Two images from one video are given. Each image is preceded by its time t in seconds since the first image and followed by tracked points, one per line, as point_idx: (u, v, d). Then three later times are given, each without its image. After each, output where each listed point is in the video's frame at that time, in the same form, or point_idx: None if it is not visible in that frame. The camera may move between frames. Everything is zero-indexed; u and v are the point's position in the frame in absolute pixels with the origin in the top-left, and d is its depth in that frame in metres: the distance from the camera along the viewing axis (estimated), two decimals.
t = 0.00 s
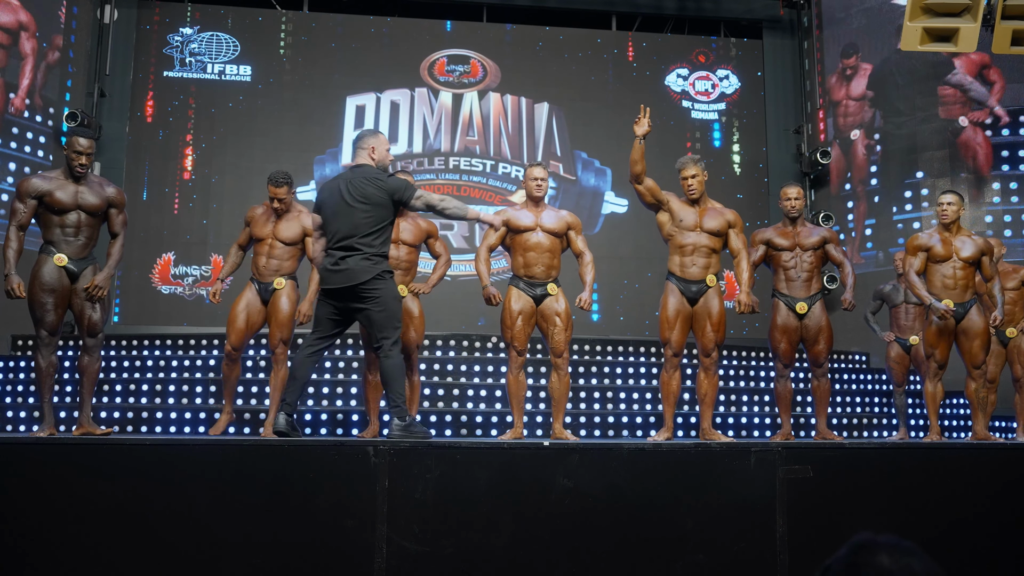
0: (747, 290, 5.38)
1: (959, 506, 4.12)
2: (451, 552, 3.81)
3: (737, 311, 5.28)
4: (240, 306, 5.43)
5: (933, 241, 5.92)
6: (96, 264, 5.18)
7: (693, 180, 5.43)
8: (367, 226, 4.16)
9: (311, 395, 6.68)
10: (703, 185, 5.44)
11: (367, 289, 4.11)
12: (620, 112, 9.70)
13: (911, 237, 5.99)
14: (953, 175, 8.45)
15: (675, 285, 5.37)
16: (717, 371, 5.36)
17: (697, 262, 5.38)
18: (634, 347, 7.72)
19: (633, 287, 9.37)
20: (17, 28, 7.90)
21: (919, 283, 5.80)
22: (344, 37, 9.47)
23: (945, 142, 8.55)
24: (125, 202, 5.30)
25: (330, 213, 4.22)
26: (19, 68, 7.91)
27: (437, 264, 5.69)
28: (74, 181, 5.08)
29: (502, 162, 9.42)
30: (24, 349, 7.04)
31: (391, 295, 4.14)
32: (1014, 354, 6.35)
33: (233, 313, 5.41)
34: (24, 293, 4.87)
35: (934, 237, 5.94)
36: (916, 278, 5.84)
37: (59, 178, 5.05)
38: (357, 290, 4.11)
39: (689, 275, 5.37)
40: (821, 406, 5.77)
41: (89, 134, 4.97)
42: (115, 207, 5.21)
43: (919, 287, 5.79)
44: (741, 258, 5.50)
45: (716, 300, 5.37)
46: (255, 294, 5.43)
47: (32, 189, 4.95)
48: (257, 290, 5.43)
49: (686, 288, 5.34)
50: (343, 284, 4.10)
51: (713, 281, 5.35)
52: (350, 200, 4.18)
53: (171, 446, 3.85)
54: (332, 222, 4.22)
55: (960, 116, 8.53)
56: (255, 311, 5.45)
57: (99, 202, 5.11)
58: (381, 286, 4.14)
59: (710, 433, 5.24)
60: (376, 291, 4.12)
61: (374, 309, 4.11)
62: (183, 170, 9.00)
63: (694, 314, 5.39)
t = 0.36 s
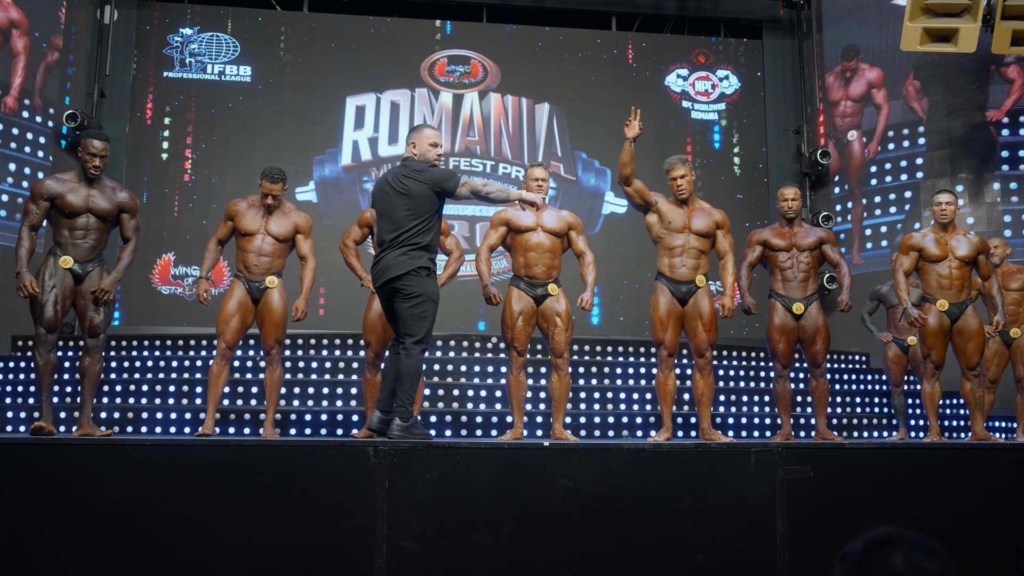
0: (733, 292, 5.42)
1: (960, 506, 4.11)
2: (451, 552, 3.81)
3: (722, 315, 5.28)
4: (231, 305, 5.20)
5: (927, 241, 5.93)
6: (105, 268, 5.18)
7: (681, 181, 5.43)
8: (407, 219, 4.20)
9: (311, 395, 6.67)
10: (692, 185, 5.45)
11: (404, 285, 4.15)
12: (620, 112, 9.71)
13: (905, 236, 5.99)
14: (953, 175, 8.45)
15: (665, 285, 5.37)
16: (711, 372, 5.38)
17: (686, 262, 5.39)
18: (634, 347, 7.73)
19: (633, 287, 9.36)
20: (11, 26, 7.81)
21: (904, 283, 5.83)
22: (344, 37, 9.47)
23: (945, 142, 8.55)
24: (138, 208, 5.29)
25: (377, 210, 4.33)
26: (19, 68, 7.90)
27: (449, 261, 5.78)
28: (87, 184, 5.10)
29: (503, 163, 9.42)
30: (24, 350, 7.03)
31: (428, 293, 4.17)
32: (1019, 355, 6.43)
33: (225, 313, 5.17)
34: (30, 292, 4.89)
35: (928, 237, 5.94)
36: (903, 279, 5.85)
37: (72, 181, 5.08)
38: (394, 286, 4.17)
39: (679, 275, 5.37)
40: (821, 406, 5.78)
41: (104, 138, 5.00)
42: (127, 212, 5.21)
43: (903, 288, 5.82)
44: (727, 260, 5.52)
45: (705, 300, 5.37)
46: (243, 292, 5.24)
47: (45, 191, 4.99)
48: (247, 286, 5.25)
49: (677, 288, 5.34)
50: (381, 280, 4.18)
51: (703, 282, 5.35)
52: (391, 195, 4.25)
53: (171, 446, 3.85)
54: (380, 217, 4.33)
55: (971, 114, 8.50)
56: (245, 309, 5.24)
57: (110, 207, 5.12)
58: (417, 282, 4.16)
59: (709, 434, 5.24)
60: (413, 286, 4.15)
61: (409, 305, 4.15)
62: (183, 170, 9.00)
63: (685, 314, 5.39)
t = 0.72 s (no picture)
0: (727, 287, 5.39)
1: (960, 507, 4.11)
2: (451, 552, 3.81)
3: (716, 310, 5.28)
4: (214, 303, 5.14)
5: (930, 242, 5.93)
6: (99, 266, 5.18)
7: (676, 178, 5.43)
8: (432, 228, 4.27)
9: (309, 395, 6.65)
10: (685, 185, 5.44)
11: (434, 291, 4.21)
12: (620, 112, 9.71)
13: (908, 239, 5.98)
14: (954, 174, 8.46)
15: (664, 285, 5.38)
16: (711, 372, 5.39)
17: (684, 262, 5.39)
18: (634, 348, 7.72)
19: (633, 287, 9.36)
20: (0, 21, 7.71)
21: (909, 288, 5.84)
22: (345, 37, 9.47)
23: (944, 142, 8.53)
24: (129, 204, 5.28)
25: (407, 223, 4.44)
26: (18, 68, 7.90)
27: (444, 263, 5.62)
28: (77, 182, 5.09)
29: (503, 162, 9.42)
30: (24, 349, 7.03)
31: (457, 296, 4.21)
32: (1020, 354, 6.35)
33: (210, 312, 5.12)
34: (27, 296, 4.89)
35: (931, 238, 5.95)
36: (908, 283, 5.86)
37: (63, 180, 5.06)
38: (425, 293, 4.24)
39: (677, 275, 5.38)
40: (818, 405, 5.77)
41: (94, 135, 4.99)
42: (118, 209, 5.20)
43: (908, 292, 5.84)
44: (724, 256, 5.52)
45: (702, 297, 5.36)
46: (225, 288, 5.19)
47: (36, 191, 4.96)
48: (228, 282, 5.20)
49: (675, 288, 5.34)
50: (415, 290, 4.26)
51: (701, 281, 5.35)
52: (417, 207, 4.36)
53: (170, 446, 3.85)
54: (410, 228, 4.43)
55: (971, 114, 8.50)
56: (227, 306, 5.19)
57: (102, 206, 5.11)
58: (446, 287, 4.21)
59: (710, 433, 5.25)
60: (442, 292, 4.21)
61: (444, 311, 4.20)
62: (183, 170, 9.00)
63: (685, 313, 5.40)
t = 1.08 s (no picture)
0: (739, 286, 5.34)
1: (960, 506, 4.11)
2: (452, 552, 3.81)
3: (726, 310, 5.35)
4: (210, 303, 5.14)
5: (936, 243, 5.92)
6: (92, 264, 5.18)
7: (683, 178, 5.45)
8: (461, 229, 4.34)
9: (309, 395, 6.66)
10: (690, 186, 5.44)
11: (463, 289, 4.29)
12: (620, 112, 9.70)
13: (911, 239, 5.99)
14: (954, 175, 8.49)
15: (671, 287, 5.41)
16: (716, 372, 5.39)
17: (691, 263, 5.39)
18: (634, 348, 7.70)
19: (633, 287, 9.36)
20: (8, 22, 7.77)
21: (913, 288, 5.81)
22: (345, 37, 9.47)
23: (938, 142, 8.58)
24: (118, 200, 5.29)
25: (429, 217, 4.46)
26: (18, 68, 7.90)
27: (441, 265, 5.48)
28: (66, 180, 5.08)
29: (503, 163, 9.43)
30: (24, 349, 7.03)
31: (485, 295, 4.30)
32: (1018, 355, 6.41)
33: (207, 312, 5.12)
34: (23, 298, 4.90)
35: (936, 239, 5.94)
36: (912, 284, 5.84)
37: (52, 178, 5.04)
38: (452, 290, 4.31)
39: (684, 276, 5.39)
40: (813, 407, 5.78)
41: (82, 132, 4.97)
42: (108, 206, 5.21)
43: (911, 292, 5.82)
44: (738, 255, 5.44)
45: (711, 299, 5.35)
46: (221, 287, 5.19)
47: (26, 190, 4.94)
48: (224, 282, 5.19)
49: (683, 290, 5.36)
50: (439, 285, 4.31)
51: (708, 282, 5.35)
52: (445, 204, 4.39)
53: (169, 446, 3.85)
54: (431, 226, 4.46)
55: (968, 116, 8.55)
56: (223, 305, 5.19)
57: (93, 202, 5.12)
58: (475, 285, 4.29)
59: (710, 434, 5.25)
60: (470, 290, 4.29)
61: (467, 308, 4.30)
62: (182, 170, 9.00)
63: (692, 314, 5.40)
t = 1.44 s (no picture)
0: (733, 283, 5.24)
1: (960, 506, 4.11)
2: (451, 552, 3.81)
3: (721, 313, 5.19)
4: (215, 303, 5.15)
5: (938, 242, 5.94)
6: (93, 262, 5.18)
7: (675, 181, 5.43)
8: (499, 230, 4.31)
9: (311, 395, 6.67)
10: (681, 187, 5.44)
11: (499, 290, 4.26)
12: (621, 112, 9.70)
13: (914, 238, 6.02)
14: (953, 174, 8.49)
15: (669, 289, 5.49)
16: (716, 373, 5.39)
17: (686, 264, 5.42)
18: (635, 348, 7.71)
19: (633, 287, 9.37)
20: (9, 24, 7.80)
21: (914, 285, 5.85)
22: (345, 37, 9.46)
23: (937, 142, 8.59)
24: (117, 196, 5.30)
25: (462, 215, 4.38)
26: (18, 68, 7.90)
27: (440, 261, 5.49)
28: (65, 177, 5.07)
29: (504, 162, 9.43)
30: (24, 349, 7.02)
31: (520, 297, 4.29)
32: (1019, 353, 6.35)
33: (211, 312, 5.13)
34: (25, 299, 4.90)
35: (939, 239, 5.95)
36: (914, 281, 5.88)
37: (51, 176, 5.03)
38: (489, 291, 4.27)
39: (679, 277, 5.44)
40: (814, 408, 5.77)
41: (81, 130, 4.96)
42: (108, 203, 5.22)
43: (912, 289, 5.85)
44: (732, 255, 5.36)
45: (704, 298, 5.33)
46: (226, 288, 5.19)
47: (25, 189, 4.94)
48: (229, 282, 5.19)
49: (677, 291, 5.42)
50: (475, 285, 4.26)
51: (700, 282, 5.33)
52: (483, 203, 4.34)
53: (169, 446, 3.85)
54: (463, 225, 4.38)
55: (968, 116, 8.55)
56: (228, 306, 5.19)
57: (92, 199, 5.12)
58: (512, 286, 4.28)
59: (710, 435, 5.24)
60: (507, 291, 4.27)
61: (501, 309, 4.27)
62: (182, 170, 9.00)
63: (688, 315, 5.42)
